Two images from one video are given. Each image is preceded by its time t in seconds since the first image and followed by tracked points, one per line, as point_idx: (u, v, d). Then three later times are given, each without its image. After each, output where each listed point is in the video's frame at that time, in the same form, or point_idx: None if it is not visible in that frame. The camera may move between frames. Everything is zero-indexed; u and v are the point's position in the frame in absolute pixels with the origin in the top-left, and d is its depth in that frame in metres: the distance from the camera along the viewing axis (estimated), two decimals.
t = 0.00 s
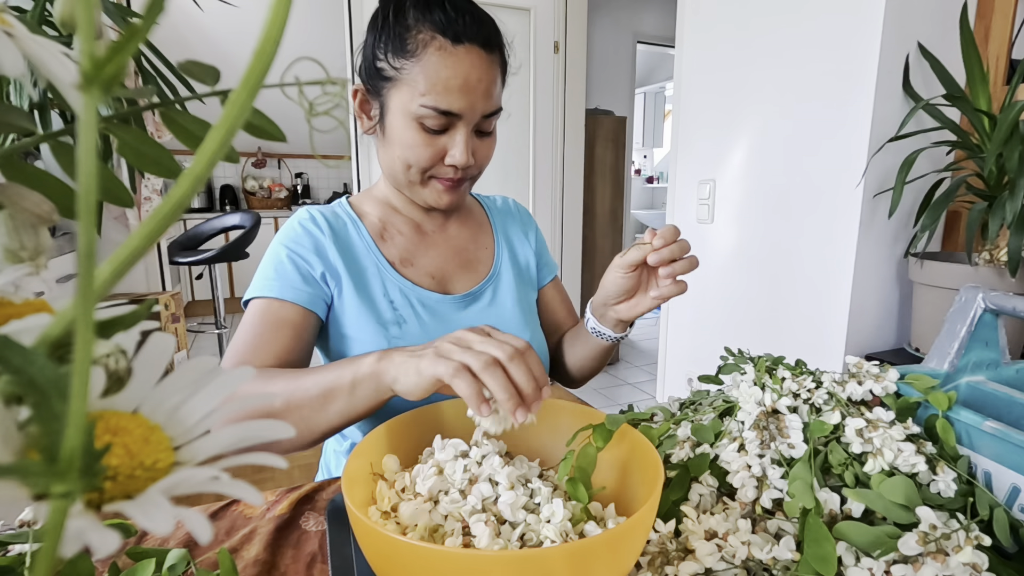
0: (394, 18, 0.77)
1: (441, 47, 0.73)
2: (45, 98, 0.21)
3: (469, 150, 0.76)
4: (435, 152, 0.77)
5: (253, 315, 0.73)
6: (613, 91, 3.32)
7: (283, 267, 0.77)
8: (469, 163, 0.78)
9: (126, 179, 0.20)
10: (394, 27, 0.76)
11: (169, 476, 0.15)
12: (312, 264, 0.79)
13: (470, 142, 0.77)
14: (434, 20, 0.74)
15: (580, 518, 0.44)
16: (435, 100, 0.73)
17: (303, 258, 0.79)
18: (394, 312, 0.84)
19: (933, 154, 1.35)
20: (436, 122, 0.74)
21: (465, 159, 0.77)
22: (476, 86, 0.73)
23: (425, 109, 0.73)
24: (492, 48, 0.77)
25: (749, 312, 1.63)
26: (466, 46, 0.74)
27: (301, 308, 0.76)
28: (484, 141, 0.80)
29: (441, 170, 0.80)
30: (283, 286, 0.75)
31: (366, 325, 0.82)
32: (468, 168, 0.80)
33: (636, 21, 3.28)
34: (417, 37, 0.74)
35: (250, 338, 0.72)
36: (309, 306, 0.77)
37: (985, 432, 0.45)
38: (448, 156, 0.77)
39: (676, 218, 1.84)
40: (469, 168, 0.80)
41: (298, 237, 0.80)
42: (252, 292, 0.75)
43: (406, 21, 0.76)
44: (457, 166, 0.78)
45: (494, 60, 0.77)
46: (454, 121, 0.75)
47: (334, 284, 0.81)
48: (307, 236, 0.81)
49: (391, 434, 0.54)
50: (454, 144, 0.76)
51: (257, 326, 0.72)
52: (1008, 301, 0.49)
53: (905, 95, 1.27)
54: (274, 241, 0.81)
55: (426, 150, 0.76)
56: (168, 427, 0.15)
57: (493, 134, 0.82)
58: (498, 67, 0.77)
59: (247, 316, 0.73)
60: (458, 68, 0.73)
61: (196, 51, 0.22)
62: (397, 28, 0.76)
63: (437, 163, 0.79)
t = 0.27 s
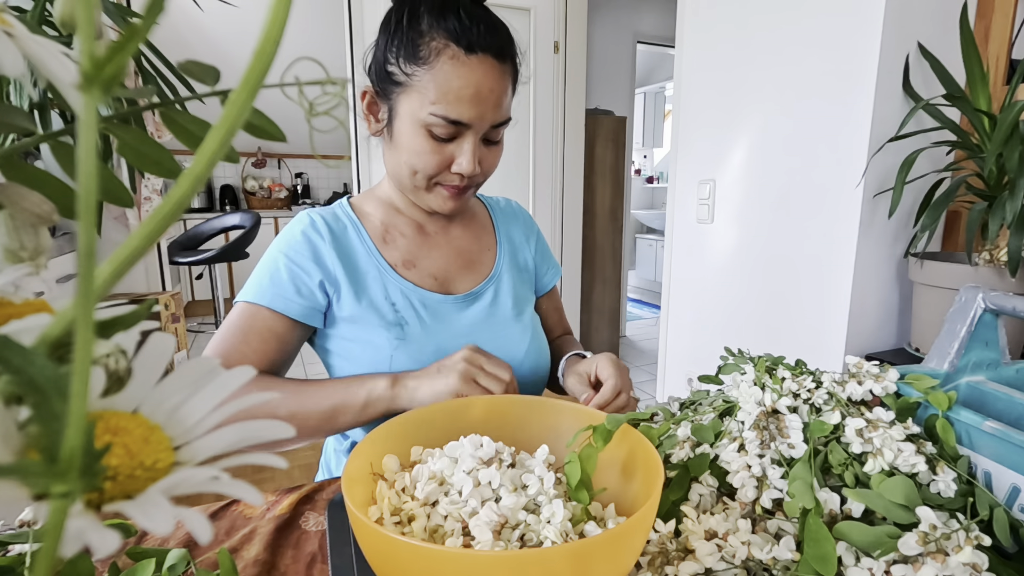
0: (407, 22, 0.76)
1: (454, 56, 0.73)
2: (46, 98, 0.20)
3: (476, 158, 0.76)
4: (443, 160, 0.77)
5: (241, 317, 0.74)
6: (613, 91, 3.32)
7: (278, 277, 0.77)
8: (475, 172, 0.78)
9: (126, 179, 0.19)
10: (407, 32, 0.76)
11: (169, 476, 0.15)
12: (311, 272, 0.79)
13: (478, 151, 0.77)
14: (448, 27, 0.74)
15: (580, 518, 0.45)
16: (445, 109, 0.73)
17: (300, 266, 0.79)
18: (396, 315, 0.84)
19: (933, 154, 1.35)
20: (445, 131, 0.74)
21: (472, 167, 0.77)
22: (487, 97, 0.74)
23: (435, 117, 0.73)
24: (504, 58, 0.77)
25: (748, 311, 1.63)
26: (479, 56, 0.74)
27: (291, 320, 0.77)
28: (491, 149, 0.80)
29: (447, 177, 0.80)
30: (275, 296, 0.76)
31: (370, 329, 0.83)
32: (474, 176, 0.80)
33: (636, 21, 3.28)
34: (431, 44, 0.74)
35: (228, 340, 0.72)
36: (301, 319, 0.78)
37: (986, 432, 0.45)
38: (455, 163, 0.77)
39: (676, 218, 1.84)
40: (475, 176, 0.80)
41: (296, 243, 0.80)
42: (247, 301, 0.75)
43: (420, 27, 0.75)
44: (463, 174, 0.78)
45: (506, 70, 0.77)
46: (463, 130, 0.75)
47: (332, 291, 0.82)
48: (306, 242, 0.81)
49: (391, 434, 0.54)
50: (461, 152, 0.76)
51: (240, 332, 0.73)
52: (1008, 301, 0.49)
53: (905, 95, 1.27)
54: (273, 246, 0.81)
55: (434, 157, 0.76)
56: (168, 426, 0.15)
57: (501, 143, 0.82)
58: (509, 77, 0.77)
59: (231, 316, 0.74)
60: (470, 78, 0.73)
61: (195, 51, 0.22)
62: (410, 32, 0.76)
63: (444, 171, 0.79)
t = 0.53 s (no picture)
0: (415, 27, 0.76)
1: (463, 62, 0.73)
2: (45, 98, 0.21)
3: (482, 162, 0.76)
4: (448, 164, 0.77)
5: (241, 317, 0.76)
6: (613, 91, 3.32)
7: (275, 280, 0.78)
8: (481, 176, 0.78)
9: (126, 179, 0.20)
10: (415, 36, 0.76)
11: (169, 476, 0.15)
12: (309, 273, 0.79)
13: (484, 156, 0.77)
14: (456, 32, 0.74)
15: (579, 518, 0.45)
16: (453, 114, 0.73)
17: (298, 268, 0.79)
18: (396, 312, 0.84)
19: (933, 154, 1.35)
20: (451, 135, 0.74)
21: (477, 171, 0.76)
22: (494, 102, 0.74)
23: (442, 121, 0.73)
24: (511, 63, 0.77)
25: (748, 311, 1.63)
26: (487, 62, 0.74)
27: (288, 323, 0.78)
28: (496, 153, 0.80)
29: (453, 181, 0.79)
30: (272, 298, 0.77)
31: (369, 329, 0.84)
32: (479, 181, 0.80)
33: (636, 21, 3.28)
34: (439, 49, 0.74)
35: (228, 340, 0.74)
36: (299, 321, 0.79)
37: (985, 432, 0.45)
38: (461, 167, 0.77)
39: (676, 218, 1.84)
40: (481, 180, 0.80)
41: (295, 245, 0.80)
42: (245, 303, 0.76)
43: (429, 32, 0.75)
44: (469, 178, 0.78)
45: (513, 75, 0.77)
46: (469, 134, 0.75)
47: (330, 291, 0.82)
48: (305, 243, 0.81)
49: (391, 434, 0.54)
50: (467, 157, 0.76)
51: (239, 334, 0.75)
52: (1008, 301, 0.49)
53: (905, 95, 1.27)
54: (272, 248, 0.81)
55: (440, 162, 0.76)
56: (168, 427, 0.15)
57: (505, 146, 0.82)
58: (516, 83, 0.78)
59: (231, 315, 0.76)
60: (478, 84, 0.73)
61: (195, 51, 0.22)
62: (418, 37, 0.76)
63: (450, 175, 0.78)
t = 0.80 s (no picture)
0: (409, 29, 0.76)
1: (458, 64, 0.73)
2: (45, 98, 0.21)
3: (479, 165, 0.76)
4: (446, 167, 0.77)
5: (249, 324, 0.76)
6: (613, 91, 3.32)
7: (277, 283, 0.77)
8: (478, 178, 0.78)
9: (126, 179, 0.20)
10: (409, 38, 0.76)
11: (169, 476, 0.15)
12: (310, 276, 0.79)
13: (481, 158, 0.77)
14: (451, 34, 0.74)
15: (579, 518, 0.45)
16: (449, 117, 0.73)
17: (300, 271, 0.79)
18: (396, 314, 0.84)
19: (933, 154, 1.35)
20: (448, 138, 0.74)
21: (475, 173, 0.77)
22: (491, 104, 0.74)
23: (439, 125, 0.73)
24: (507, 64, 0.77)
25: (748, 312, 1.63)
26: (483, 64, 0.74)
27: (293, 326, 0.78)
28: (493, 154, 0.80)
29: (450, 184, 0.80)
30: (275, 302, 0.76)
31: (370, 331, 0.84)
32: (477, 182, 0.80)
33: (636, 20, 3.27)
34: (434, 52, 0.74)
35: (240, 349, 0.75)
36: (303, 323, 0.79)
37: (985, 432, 0.45)
38: (458, 170, 0.77)
39: (676, 219, 1.84)
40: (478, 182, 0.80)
41: (295, 248, 0.80)
42: (248, 308, 0.76)
43: (423, 34, 0.75)
44: (467, 181, 0.78)
45: (509, 76, 0.77)
46: (466, 137, 0.75)
47: (331, 294, 0.82)
48: (305, 246, 0.81)
49: (391, 434, 0.54)
50: (465, 159, 0.76)
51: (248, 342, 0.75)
52: (1008, 301, 0.49)
53: (905, 95, 1.27)
54: (271, 251, 0.81)
55: (437, 165, 0.76)
56: (168, 427, 0.15)
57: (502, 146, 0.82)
58: (512, 83, 0.78)
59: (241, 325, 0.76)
60: (474, 86, 0.73)
61: (195, 51, 0.22)
62: (413, 40, 0.75)
63: (447, 178, 0.79)
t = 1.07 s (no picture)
0: (394, 22, 0.77)
1: (445, 52, 0.73)
2: (45, 98, 0.21)
3: (475, 154, 0.76)
4: (441, 159, 0.76)
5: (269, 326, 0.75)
6: (613, 90, 3.32)
7: (295, 278, 0.76)
8: (475, 167, 0.77)
9: (125, 179, 0.20)
10: (395, 31, 0.76)
11: (169, 476, 0.15)
12: (326, 272, 0.79)
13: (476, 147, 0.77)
14: (436, 23, 0.75)
15: (579, 518, 0.45)
16: (441, 105, 0.73)
17: (315, 267, 0.78)
18: (405, 314, 0.84)
19: (933, 154, 1.35)
20: (442, 127, 0.74)
21: (471, 163, 0.76)
22: (482, 90, 0.74)
23: (431, 114, 0.73)
24: (495, 50, 0.77)
25: (748, 312, 1.63)
26: (470, 50, 0.74)
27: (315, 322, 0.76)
28: (489, 143, 0.80)
29: (448, 177, 0.79)
30: (294, 298, 0.75)
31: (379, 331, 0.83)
32: (475, 172, 0.79)
33: (636, 20, 3.27)
34: (420, 42, 0.74)
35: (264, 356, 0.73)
36: (323, 318, 0.77)
37: (986, 432, 0.45)
38: (454, 161, 0.77)
39: (676, 218, 1.84)
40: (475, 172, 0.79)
41: (305, 246, 0.79)
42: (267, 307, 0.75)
43: (408, 25, 0.75)
44: (464, 171, 0.78)
45: (498, 62, 0.77)
46: (460, 125, 0.75)
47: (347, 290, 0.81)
48: (315, 243, 0.80)
49: (390, 434, 0.54)
50: (460, 149, 0.76)
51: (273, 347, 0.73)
52: (1008, 301, 0.49)
53: (905, 95, 1.27)
54: (280, 250, 0.80)
55: (432, 157, 0.76)
56: (168, 427, 0.16)
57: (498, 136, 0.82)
58: (501, 70, 0.78)
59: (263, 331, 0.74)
60: (463, 73, 0.73)
61: (196, 51, 0.22)
62: (398, 32, 0.76)
63: (444, 170, 0.78)
